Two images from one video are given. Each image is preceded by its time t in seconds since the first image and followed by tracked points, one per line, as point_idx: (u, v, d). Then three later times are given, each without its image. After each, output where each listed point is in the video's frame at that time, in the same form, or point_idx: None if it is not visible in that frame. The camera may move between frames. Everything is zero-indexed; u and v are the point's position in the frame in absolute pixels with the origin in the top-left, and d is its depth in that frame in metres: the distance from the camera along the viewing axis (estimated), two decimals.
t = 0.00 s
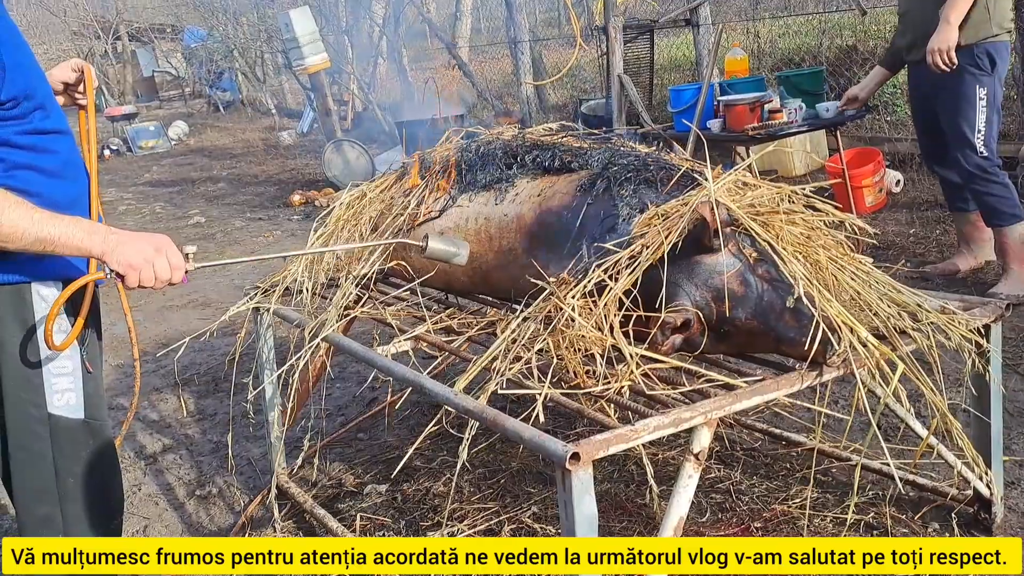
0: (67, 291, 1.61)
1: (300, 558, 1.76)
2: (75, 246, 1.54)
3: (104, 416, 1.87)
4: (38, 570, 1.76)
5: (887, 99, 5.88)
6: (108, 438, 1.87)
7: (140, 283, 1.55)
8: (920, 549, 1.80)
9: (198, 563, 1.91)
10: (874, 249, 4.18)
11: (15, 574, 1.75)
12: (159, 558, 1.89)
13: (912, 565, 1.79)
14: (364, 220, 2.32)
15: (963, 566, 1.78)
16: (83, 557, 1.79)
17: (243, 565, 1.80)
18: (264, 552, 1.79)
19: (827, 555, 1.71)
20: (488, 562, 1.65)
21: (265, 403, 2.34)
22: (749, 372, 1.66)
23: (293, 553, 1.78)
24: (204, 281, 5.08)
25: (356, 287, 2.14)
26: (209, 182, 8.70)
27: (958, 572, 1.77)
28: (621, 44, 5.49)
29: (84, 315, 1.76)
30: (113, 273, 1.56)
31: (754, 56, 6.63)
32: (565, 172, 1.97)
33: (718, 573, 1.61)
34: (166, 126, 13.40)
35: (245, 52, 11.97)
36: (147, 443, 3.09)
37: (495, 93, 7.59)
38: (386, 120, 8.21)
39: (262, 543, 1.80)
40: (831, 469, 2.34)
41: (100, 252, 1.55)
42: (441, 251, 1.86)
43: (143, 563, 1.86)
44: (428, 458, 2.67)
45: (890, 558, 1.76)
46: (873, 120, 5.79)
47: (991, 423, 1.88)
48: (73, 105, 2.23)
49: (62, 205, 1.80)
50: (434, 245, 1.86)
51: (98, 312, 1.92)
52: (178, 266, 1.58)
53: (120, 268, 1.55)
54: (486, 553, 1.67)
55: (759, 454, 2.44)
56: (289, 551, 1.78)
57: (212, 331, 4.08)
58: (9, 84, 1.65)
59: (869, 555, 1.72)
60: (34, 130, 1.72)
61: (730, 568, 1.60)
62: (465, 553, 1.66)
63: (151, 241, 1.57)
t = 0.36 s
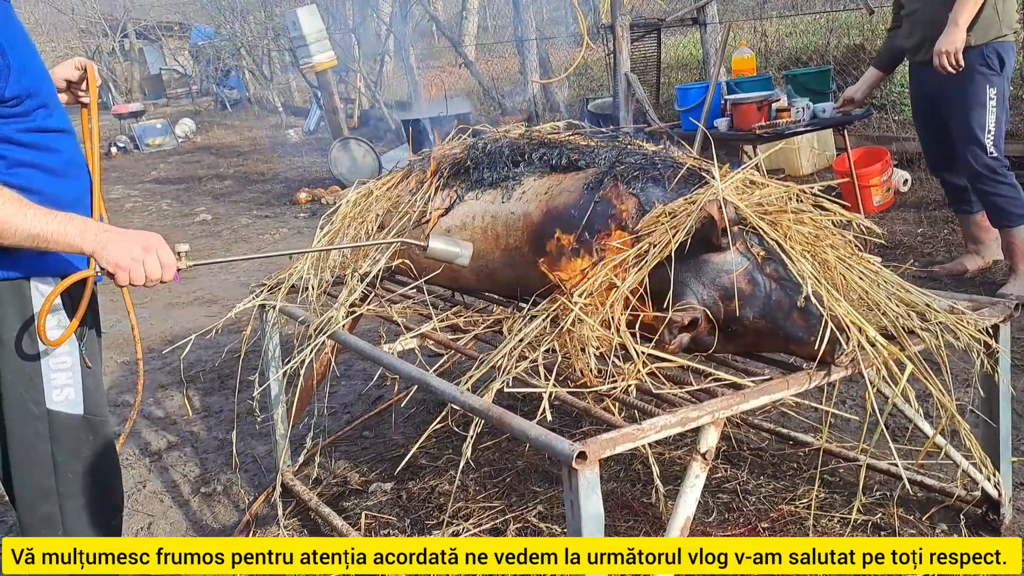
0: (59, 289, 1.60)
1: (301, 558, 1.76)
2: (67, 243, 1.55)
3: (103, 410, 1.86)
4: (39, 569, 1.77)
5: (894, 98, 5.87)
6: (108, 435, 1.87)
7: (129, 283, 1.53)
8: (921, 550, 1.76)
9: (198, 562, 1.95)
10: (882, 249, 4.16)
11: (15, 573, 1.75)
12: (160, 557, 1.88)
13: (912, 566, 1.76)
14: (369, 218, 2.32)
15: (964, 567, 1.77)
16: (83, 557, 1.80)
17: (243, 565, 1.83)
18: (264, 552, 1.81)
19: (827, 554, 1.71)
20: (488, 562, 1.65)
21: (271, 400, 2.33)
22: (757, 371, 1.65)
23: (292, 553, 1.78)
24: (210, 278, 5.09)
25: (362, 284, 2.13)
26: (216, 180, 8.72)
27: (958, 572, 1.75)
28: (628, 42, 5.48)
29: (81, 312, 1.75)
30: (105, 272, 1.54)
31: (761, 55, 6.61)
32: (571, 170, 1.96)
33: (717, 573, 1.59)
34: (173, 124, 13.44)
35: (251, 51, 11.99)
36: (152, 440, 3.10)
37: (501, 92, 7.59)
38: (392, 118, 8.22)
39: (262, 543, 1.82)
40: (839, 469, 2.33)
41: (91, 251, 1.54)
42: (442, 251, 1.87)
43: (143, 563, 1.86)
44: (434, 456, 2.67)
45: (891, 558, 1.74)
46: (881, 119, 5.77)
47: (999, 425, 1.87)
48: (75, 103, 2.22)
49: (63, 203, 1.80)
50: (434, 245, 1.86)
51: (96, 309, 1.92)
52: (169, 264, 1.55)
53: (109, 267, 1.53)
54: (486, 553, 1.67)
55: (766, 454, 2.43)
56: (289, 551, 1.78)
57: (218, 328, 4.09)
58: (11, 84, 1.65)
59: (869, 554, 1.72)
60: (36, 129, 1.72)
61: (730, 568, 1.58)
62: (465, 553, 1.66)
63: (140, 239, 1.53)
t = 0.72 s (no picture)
0: (72, 296, 1.62)
1: (300, 558, 1.75)
2: (78, 251, 1.54)
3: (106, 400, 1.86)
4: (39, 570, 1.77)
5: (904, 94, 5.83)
6: (114, 434, 1.87)
7: (143, 290, 1.56)
8: (922, 549, 1.74)
9: (197, 563, 1.90)
10: (892, 246, 4.14)
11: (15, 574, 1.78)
12: (160, 558, 1.84)
13: (912, 566, 1.74)
14: (377, 216, 2.31)
15: (963, 567, 1.76)
16: (83, 557, 1.79)
17: (244, 565, 1.83)
18: (264, 552, 1.79)
19: (827, 555, 1.69)
20: (488, 562, 1.65)
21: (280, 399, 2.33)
22: (766, 369, 1.64)
23: (292, 553, 1.77)
24: (218, 276, 5.10)
25: (370, 282, 2.13)
26: (223, 178, 8.73)
27: (957, 572, 1.75)
28: (635, 39, 5.47)
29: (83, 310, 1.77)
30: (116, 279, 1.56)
31: (769, 52, 6.58)
32: (579, 167, 1.95)
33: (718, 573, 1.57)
34: (180, 123, 13.47)
35: (258, 49, 12.01)
36: (161, 437, 3.10)
37: (508, 89, 7.57)
38: (399, 116, 8.22)
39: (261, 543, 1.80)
40: (849, 467, 2.32)
41: (103, 259, 1.54)
42: (431, 253, 1.98)
43: (144, 563, 1.83)
44: (442, 454, 2.67)
45: (891, 558, 1.71)
46: (890, 116, 5.74)
47: (1011, 422, 1.86)
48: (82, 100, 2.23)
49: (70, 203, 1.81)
50: (423, 248, 1.97)
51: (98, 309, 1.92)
52: (179, 270, 1.59)
53: (122, 274, 1.55)
54: (486, 553, 1.67)
55: (776, 452, 2.42)
56: (289, 551, 1.77)
57: (226, 326, 4.10)
58: (14, 89, 1.64)
59: (869, 554, 1.69)
60: (37, 132, 1.72)
61: (730, 568, 1.56)
62: (465, 553, 1.65)
63: (150, 247, 1.57)
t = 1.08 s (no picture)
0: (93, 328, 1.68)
1: (301, 558, 1.76)
2: (100, 277, 1.56)
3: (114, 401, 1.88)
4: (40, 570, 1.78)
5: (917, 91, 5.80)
6: (121, 432, 1.89)
7: (165, 316, 1.59)
8: (921, 550, 1.74)
9: (198, 563, 1.84)
10: (906, 245, 4.12)
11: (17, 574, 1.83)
12: (160, 557, 1.81)
13: (912, 566, 1.73)
14: (390, 216, 2.32)
15: (964, 567, 1.75)
16: (83, 558, 1.79)
17: (243, 565, 1.80)
18: (264, 552, 1.79)
19: (827, 555, 1.69)
20: (488, 562, 1.68)
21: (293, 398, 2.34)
22: (780, 368, 1.64)
23: (292, 553, 1.77)
24: (230, 275, 5.13)
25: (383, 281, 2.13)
26: (235, 177, 8.77)
27: (957, 572, 1.74)
28: (646, 38, 5.46)
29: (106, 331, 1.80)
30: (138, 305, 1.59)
31: (782, 50, 6.56)
32: (592, 166, 1.96)
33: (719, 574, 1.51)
34: (193, 122, 13.53)
35: (270, 49, 12.05)
36: (174, 436, 3.12)
37: (520, 88, 7.57)
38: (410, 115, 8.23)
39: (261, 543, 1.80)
40: (863, 467, 2.31)
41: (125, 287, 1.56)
42: (453, 267, 1.96)
43: (144, 563, 1.82)
44: (454, 453, 2.68)
45: (891, 558, 1.70)
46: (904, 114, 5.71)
47: None
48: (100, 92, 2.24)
49: (89, 210, 1.79)
50: (444, 262, 1.95)
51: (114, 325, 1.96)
52: (199, 296, 1.61)
53: (144, 302, 1.57)
54: (486, 553, 1.69)
55: (789, 452, 2.41)
56: (289, 551, 1.77)
57: (239, 325, 4.12)
58: (30, 103, 1.62)
59: (869, 554, 1.70)
60: (51, 142, 1.69)
61: (731, 568, 1.51)
62: (465, 553, 1.68)
63: (171, 275, 1.59)
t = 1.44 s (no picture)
0: (95, 334, 1.65)
1: (300, 558, 1.79)
2: (103, 283, 1.56)
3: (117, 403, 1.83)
4: (39, 570, 1.75)
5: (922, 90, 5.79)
6: (122, 429, 1.84)
7: (169, 320, 1.61)
8: (921, 550, 1.76)
9: (197, 563, 1.89)
10: (909, 244, 4.12)
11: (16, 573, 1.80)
12: (160, 557, 1.82)
13: (912, 566, 1.75)
14: (394, 214, 2.32)
15: (963, 567, 1.75)
16: (83, 557, 1.76)
17: (243, 565, 1.85)
18: (264, 552, 1.82)
19: (827, 555, 1.69)
20: (487, 562, 1.69)
21: (296, 394, 2.33)
22: (783, 367, 1.64)
23: (293, 553, 1.80)
24: (234, 273, 5.14)
25: (386, 279, 2.12)
26: (239, 175, 8.78)
27: (957, 572, 1.74)
28: (650, 36, 5.46)
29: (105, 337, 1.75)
30: (140, 310, 1.59)
31: (786, 48, 6.55)
32: (596, 165, 1.96)
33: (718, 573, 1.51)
34: (196, 120, 13.54)
35: (274, 47, 12.06)
36: (178, 434, 3.13)
37: (523, 87, 7.57)
38: (413, 114, 8.24)
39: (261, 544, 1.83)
40: (866, 466, 2.31)
41: (129, 292, 1.57)
42: (436, 259, 2.02)
43: (143, 563, 1.82)
44: (457, 451, 2.68)
45: (891, 558, 1.71)
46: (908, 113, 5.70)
47: None
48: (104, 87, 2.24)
49: (88, 211, 1.77)
50: (429, 255, 2.02)
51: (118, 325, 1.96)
52: (201, 299, 1.64)
53: (148, 308, 1.58)
54: (486, 553, 1.70)
55: (791, 451, 2.41)
56: (290, 551, 1.80)
57: (242, 323, 4.13)
58: (29, 107, 1.60)
59: (869, 554, 1.70)
60: (51, 143, 1.67)
61: (730, 567, 1.51)
62: (465, 553, 1.69)
63: (174, 280, 1.60)
